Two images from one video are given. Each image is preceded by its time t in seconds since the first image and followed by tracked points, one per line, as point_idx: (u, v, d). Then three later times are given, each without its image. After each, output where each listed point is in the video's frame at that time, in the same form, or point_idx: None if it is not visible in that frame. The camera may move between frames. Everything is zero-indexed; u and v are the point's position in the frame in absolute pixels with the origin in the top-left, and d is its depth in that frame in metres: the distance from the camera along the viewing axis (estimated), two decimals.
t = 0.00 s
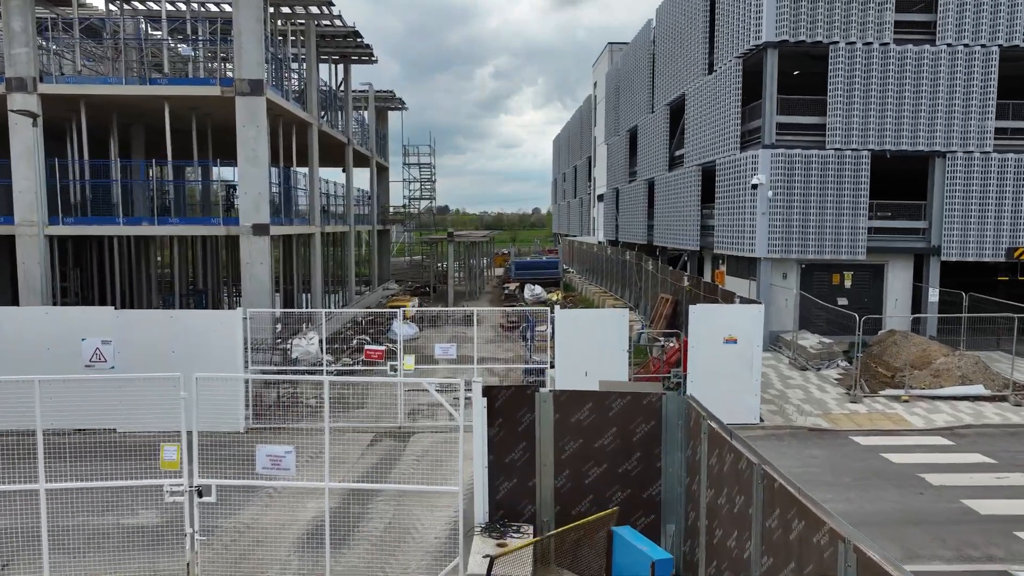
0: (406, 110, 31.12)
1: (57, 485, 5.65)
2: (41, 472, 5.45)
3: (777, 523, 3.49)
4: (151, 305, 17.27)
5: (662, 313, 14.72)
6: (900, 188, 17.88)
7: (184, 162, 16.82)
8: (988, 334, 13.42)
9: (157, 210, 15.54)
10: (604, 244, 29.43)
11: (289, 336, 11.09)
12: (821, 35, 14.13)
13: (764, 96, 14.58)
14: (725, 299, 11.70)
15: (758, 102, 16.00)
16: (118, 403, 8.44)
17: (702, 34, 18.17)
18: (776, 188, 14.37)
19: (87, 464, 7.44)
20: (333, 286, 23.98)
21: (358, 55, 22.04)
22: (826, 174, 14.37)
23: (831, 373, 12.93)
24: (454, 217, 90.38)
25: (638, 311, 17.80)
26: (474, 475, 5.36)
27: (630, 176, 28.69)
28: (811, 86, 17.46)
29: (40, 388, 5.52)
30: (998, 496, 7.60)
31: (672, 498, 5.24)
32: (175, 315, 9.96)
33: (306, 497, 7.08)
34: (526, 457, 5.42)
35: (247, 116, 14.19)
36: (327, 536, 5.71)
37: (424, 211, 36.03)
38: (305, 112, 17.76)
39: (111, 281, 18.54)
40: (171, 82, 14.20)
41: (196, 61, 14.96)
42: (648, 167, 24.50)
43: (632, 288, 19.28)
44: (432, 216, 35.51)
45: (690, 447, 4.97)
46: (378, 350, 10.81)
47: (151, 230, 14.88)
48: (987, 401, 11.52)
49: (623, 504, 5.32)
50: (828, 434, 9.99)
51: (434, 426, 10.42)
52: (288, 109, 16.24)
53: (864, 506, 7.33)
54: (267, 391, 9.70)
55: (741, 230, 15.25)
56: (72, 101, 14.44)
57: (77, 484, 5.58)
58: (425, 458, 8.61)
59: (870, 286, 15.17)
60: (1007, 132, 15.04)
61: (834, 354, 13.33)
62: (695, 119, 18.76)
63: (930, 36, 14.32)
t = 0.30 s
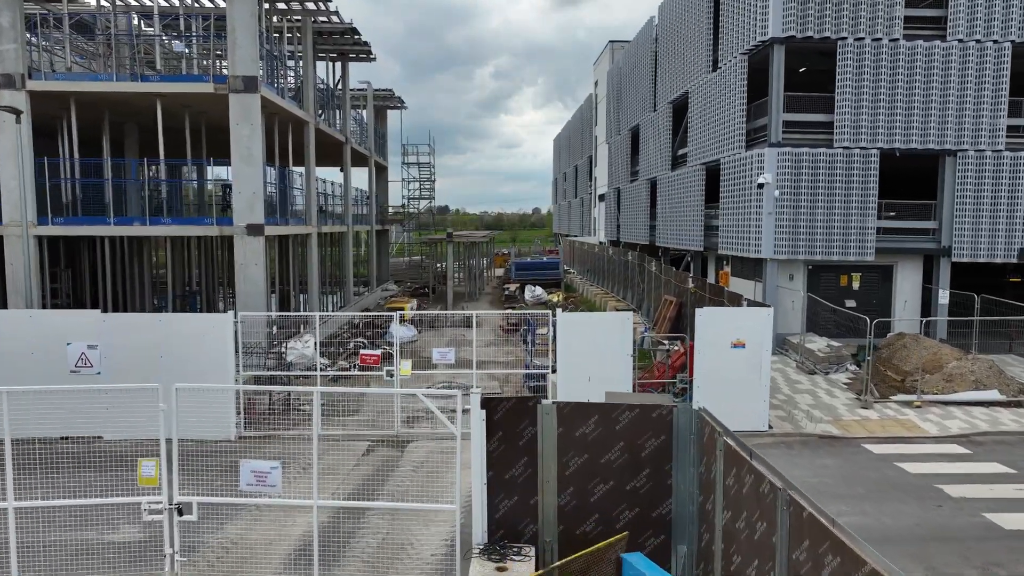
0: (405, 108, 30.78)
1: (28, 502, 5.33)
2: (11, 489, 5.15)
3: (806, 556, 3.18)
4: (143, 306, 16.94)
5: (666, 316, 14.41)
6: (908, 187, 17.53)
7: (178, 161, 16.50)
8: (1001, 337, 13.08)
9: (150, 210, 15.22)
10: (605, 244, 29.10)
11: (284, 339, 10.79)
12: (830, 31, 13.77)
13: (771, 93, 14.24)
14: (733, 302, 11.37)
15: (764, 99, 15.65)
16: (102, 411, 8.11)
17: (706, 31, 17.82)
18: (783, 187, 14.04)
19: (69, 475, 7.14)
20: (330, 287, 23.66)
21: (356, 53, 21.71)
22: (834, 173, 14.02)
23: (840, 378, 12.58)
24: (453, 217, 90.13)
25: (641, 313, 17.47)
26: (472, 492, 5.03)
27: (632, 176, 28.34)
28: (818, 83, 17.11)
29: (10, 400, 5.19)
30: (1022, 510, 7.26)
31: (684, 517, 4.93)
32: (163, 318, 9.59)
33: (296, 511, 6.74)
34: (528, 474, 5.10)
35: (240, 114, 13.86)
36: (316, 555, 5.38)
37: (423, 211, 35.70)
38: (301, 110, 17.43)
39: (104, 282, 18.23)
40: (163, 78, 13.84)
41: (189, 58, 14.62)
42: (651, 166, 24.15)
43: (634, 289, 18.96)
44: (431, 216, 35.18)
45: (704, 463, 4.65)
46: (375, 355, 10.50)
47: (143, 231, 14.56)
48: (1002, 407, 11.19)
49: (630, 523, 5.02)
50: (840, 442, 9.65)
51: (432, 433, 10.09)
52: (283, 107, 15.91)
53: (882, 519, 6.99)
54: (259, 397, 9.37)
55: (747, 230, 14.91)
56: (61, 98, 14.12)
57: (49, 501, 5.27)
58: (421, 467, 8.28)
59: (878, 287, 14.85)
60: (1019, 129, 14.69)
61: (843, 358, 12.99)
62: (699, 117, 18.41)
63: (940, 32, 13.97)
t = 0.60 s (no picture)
0: (404, 107, 30.46)
1: None
2: None
3: None
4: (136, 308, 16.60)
5: (670, 319, 14.12)
6: (916, 186, 17.20)
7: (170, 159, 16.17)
8: (1014, 341, 12.74)
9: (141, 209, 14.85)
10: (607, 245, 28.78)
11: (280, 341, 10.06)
12: (838, 26, 13.43)
13: (777, 90, 13.91)
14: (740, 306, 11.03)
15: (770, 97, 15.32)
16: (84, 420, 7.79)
17: (710, 27, 17.50)
18: (790, 187, 13.71)
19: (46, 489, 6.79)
20: (328, 288, 23.34)
21: (354, 51, 21.40)
22: (843, 172, 13.68)
23: (849, 383, 12.24)
24: (453, 217, 89.83)
25: (644, 315, 17.14)
26: (471, 512, 4.92)
27: (633, 175, 28.02)
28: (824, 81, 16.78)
29: None
30: None
31: (695, 538, 4.79)
32: (150, 322, 9.27)
33: (285, 526, 6.39)
34: (528, 492, 4.97)
35: (234, 112, 13.53)
36: None
37: (422, 211, 35.39)
38: (298, 108, 17.11)
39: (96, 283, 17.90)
40: (155, 75, 13.51)
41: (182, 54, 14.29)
42: (653, 165, 23.84)
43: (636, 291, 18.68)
44: (431, 216, 34.86)
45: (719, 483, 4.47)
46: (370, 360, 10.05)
47: (134, 231, 14.14)
48: (1017, 413, 10.85)
49: (639, 545, 4.86)
50: (852, 450, 9.31)
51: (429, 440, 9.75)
52: (279, 105, 15.59)
53: (901, 534, 6.64)
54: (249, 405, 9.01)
55: (753, 230, 14.58)
56: (51, 95, 13.78)
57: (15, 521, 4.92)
58: (417, 478, 7.94)
59: (887, 289, 14.51)
60: None
61: (852, 362, 12.65)
62: (703, 116, 18.09)
63: (951, 28, 13.65)
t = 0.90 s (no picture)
0: (403, 106, 30.12)
1: None
2: None
3: None
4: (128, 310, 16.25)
5: (674, 321, 13.81)
6: (926, 185, 16.84)
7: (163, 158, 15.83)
8: None
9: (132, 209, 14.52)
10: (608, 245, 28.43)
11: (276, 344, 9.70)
12: (847, 21, 13.08)
13: (784, 86, 13.57)
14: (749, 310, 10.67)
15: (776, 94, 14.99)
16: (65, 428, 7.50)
17: (714, 23, 17.16)
18: (797, 186, 13.37)
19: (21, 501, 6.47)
20: (326, 289, 22.98)
21: (351, 48, 21.06)
22: (852, 172, 13.33)
23: (859, 387, 11.90)
24: (453, 217, 89.51)
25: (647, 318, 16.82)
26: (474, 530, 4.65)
27: (635, 175, 27.68)
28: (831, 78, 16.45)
29: None
30: None
31: (711, 562, 4.93)
32: (137, 327, 8.94)
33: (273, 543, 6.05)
34: (530, 515, 5.08)
35: (227, 109, 13.19)
36: None
37: (422, 210, 35.06)
38: (293, 106, 16.76)
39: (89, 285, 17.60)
40: (146, 71, 13.16)
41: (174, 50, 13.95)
42: (655, 164, 23.50)
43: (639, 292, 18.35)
44: (430, 216, 34.51)
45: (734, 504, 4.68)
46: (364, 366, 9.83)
47: (125, 231, 13.83)
48: None
49: (649, 568, 5.04)
50: (866, 459, 8.97)
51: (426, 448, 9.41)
52: (274, 102, 15.26)
53: (924, 552, 6.30)
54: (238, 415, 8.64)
55: (759, 231, 14.24)
56: (39, 92, 13.44)
57: None
58: (414, 489, 7.59)
59: (896, 291, 14.15)
60: None
61: (862, 366, 12.31)
62: (707, 114, 17.76)
63: (963, 23, 13.30)
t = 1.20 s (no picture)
0: (402, 104, 29.78)
1: None
2: None
3: None
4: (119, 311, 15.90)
5: (680, 325, 13.48)
6: (936, 184, 16.49)
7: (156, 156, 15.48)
8: None
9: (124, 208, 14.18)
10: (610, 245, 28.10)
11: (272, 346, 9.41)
12: (857, 15, 12.72)
13: (793, 83, 13.23)
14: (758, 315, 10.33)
15: (784, 91, 14.64)
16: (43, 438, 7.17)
17: (720, 19, 16.81)
18: (806, 185, 13.03)
19: None
20: (323, 289, 22.66)
21: (349, 45, 20.73)
22: (862, 170, 12.98)
23: (871, 392, 11.55)
24: (454, 217, 89.23)
25: (650, 320, 16.48)
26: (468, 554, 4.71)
27: (637, 174, 27.33)
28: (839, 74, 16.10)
29: None
30: None
31: None
32: (123, 331, 8.57)
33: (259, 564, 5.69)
34: (532, 538, 5.55)
35: (220, 106, 12.84)
36: None
37: (422, 210, 34.72)
38: (289, 103, 16.43)
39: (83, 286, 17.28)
40: (137, 67, 12.80)
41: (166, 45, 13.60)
42: (658, 163, 23.16)
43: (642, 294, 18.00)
44: (430, 216, 34.17)
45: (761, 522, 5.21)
46: (360, 372, 9.36)
47: (115, 232, 13.52)
48: None
49: None
50: (881, 468, 8.62)
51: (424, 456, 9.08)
52: (269, 99, 14.93)
53: (950, 572, 5.94)
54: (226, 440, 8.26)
55: (767, 231, 13.89)
56: (27, 88, 13.10)
57: None
58: (410, 502, 7.24)
59: (906, 292, 13.81)
60: None
61: (873, 371, 11.96)
62: (711, 112, 17.42)
63: (976, 17, 12.95)
